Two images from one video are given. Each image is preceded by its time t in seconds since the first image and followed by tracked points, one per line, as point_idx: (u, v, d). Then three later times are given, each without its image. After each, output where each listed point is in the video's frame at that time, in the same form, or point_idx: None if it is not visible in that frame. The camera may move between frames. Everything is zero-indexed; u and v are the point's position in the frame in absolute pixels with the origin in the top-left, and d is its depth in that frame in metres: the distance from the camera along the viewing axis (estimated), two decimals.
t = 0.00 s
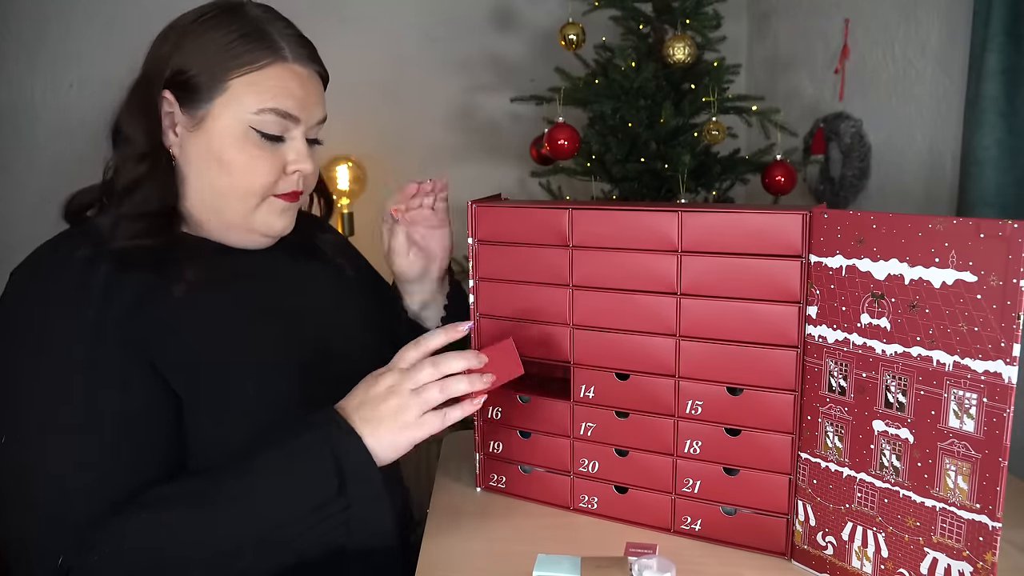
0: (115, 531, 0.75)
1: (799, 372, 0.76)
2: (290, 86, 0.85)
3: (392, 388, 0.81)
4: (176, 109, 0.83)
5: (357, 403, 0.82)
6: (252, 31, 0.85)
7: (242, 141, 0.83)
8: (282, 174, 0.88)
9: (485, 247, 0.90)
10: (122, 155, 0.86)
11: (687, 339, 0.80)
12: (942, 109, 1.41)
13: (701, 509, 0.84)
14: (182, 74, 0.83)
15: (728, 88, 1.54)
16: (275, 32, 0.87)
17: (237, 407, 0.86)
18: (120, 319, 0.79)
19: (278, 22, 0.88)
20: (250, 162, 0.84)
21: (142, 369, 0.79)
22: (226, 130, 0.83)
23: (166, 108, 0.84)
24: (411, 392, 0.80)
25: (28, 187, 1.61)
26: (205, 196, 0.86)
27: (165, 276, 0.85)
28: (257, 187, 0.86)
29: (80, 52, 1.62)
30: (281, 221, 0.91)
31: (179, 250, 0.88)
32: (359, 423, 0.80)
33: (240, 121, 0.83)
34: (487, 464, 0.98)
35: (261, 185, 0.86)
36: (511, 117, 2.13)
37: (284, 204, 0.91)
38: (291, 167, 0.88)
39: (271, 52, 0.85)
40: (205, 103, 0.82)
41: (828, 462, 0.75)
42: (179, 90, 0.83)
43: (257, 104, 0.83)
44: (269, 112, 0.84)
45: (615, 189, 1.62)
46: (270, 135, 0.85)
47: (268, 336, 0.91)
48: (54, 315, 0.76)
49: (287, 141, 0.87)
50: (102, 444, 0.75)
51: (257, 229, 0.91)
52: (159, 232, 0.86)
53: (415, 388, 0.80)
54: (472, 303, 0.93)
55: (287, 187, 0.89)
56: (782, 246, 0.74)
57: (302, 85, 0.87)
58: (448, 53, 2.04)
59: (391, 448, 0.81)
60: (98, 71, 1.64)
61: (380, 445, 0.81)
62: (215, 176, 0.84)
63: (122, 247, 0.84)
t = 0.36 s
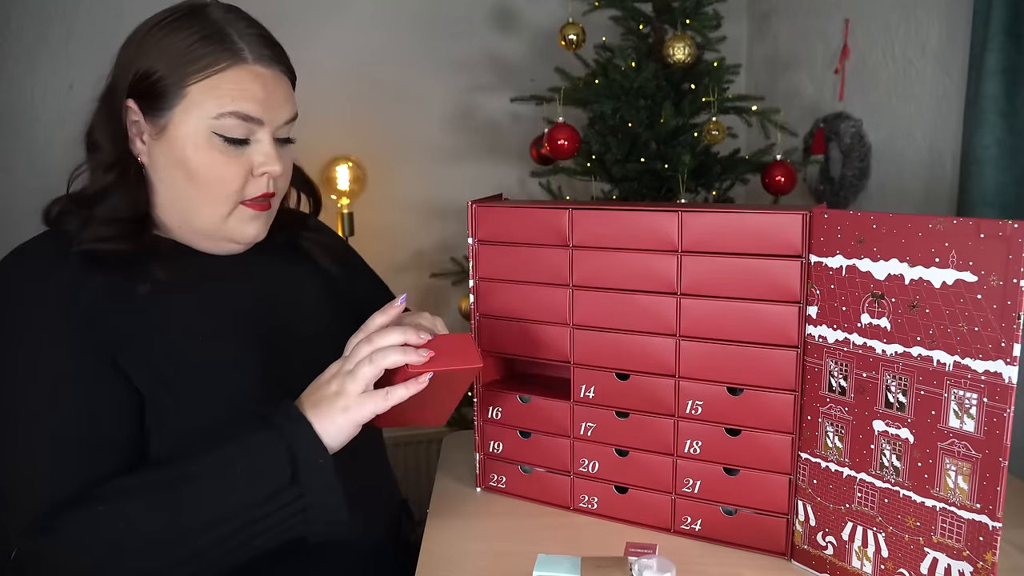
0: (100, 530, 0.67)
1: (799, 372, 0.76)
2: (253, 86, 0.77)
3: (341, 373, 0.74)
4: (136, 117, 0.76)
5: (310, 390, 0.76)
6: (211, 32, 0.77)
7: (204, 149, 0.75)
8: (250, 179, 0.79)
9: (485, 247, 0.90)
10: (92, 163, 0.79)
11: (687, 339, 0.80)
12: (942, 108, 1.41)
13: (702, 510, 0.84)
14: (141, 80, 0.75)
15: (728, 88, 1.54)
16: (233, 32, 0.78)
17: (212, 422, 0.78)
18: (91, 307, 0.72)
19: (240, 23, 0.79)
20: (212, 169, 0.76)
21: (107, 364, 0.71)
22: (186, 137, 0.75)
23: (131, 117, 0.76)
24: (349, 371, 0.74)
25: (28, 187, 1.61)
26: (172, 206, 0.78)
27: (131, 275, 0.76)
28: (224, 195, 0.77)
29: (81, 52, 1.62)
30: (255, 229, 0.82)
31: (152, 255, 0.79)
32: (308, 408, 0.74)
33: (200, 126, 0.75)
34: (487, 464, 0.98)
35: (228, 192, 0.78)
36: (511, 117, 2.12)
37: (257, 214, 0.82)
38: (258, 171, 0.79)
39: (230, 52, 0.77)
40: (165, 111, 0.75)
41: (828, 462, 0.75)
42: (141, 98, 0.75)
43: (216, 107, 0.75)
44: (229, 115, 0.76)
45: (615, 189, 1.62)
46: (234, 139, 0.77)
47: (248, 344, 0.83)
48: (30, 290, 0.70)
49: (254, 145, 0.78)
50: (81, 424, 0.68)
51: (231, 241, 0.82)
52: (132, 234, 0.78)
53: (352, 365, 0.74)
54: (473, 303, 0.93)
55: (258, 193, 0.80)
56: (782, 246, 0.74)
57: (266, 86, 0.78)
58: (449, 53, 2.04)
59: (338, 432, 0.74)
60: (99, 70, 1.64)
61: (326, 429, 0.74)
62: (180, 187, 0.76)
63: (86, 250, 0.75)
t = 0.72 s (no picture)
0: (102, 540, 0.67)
1: (799, 372, 0.76)
2: (227, 77, 0.76)
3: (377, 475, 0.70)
4: (115, 126, 0.76)
5: (334, 468, 0.71)
6: (176, 26, 0.75)
7: (187, 148, 0.74)
8: (239, 170, 0.78)
9: (485, 247, 0.90)
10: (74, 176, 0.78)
11: (687, 339, 0.80)
12: (942, 109, 1.41)
13: (702, 510, 0.84)
14: (112, 86, 0.74)
15: (728, 88, 1.54)
16: (198, 24, 0.77)
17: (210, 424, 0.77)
18: (78, 315, 0.71)
19: (200, 13, 0.78)
20: (199, 167, 0.75)
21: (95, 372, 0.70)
22: (168, 138, 0.74)
23: (108, 126, 0.76)
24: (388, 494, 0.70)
25: (28, 187, 1.62)
26: (164, 209, 0.78)
27: (123, 279, 0.76)
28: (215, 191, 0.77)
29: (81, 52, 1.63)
30: (251, 221, 0.82)
31: (145, 258, 0.78)
32: (325, 490, 0.70)
33: (181, 125, 0.74)
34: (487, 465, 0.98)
35: (220, 187, 0.77)
36: (511, 117, 2.12)
37: (251, 206, 0.81)
38: (246, 161, 0.78)
39: (199, 44, 0.75)
40: (143, 115, 0.74)
41: (828, 462, 0.75)
42: (115, 105, 0.75)
43: (193, 103, 0.74)
44: (208, 109, 0.75)
45: (615, 189, 1.62)
46: (216, 134, 0.76)
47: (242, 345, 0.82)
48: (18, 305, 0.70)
49: (237, 137, 0.78)
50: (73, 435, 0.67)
51: (231, 235, 0.82)
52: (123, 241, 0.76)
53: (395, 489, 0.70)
54: (472, 303, 0.93)
55: (249, 183, 0.80)
56: (782, 246, 0.74)
57: (240, 74, 0.77)
58: (449, 52, 2.04)
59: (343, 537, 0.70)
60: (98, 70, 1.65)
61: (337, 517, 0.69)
62: (169, 190, 0.76)
63: (78, 259, 0.74)
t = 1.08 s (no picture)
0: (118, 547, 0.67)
1: (799, 372, 0.76)
2: (235, 72, 0.76)
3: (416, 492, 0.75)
4: (122, 124, 0.76)
5: (370, 483, 0.75)
6: (181, 24, 0.76)
7: (198, 144, 0.75)
8: (248, 165, 0.79)
9: (485, 247, 0.90)
10: (73, 182, 0.77)
11: (687, 339, 0.80)
12: (942, 108, 1.41)
13: (702, 510, 0.84)
14: (117, 86, 0.74)
15: (728, 88, 1.54)
16: (202, 21, 0.77)
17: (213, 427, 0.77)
18: (81, 326, 0.71)
19: (201, 11, 0.78)
20: (210, 162, 0.75)
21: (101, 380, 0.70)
22: (178, 135, 0.74)
23: (111, 126, 0.76)
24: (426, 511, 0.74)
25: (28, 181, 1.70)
26: (172, 206, 0.78)
27: (125, 286, 0.75)
28: (224, 186, 0.77)
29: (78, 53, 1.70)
30: (258, 216, 0.82)
31: (146, 264, 0.78)
32: (361, 500, 0.73)
33: (191, 121, 0.74)
34: (487, 464, 0.98)
35: (229, 182, 0.77)
36: (511, 117, 2.12)
37: (256, 201, 0.82)
38: (255, 156, 0.79)
39: (205, 41, 0.76)
40: (152, 112, 0.74)
41: (828, 462, 0.75)
42: (120, 104, 0.75)
43: (203, 99, 0.74)
44: (218, 104, 0.75)
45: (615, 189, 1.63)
46: (226, 129, 0.76)
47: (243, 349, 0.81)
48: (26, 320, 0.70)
49: (246, 131, 0.78)
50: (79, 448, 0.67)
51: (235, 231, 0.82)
52: (125, 247, 0.76)
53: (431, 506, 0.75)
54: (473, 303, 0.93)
55: (257, 178, 0.81)
56: (782, 246, 0.74)
57: (246, 70, 0.78)
58: (449, 52, 2.04)
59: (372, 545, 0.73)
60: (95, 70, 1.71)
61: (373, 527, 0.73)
62: (179, 186, 0.76)
63: (78, 269, 0.74)
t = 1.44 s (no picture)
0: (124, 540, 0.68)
1: (799, 372, 0.76)
2: (228, 69, 0.77)
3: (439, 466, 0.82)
4: (116, 121, 0.76)
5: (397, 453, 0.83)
6: (174, 21, 0.76)
7: (191, 141, 0.75)
8: (242, 163, 0.79)
9: (485, 246, 0.90)
10: (66, 179, 0.77)
11: (687, 339, 0.80)
12: (942, 108, 1.41)
13: (702, 510, 0.84)
14: (110, 83, 0.74)
15: (728, 88, 1.54)
16: (195, 19, 0.77)
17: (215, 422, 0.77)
18: (86, 319, 0.71)
19: (194, 9, 0.78)
20: (204, 159, 0.76)
21: (113, 373, 0.70)
22: (172, 132, 0.74)
23: (106, 123, 0.76)
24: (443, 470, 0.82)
25: (28, 180, 1.71)
26: (167, 204, 0.78)
27: (125, 284, 0.75)
28: (219, 184, 0.78)
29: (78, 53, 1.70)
30: (253, 215, 0.83)
31: (144, 262, 0.78)
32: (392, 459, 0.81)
33: (185, 118, 0.74)
34: (487, 465, 0.98)
35: (224, 180, 0.78)
36: (511, 117, 2.12)
37: (253, 199, 0.82)
38: (248, 153, 0.79)
39: (198, 38, 0.76)
40: (145, 109, 0.74)
41: (828, 463, 0.75)
42: (113, 102, 0.75)
43: (197, 96, 0.74)
44: (211, 102, 0.75)
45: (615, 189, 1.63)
46: (220, 126, 0.76)
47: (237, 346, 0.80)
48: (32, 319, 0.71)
49: (240, 129, 0.79)
50: (80, 443, 0.67)
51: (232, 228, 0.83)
52: (122, 245, 0.76)
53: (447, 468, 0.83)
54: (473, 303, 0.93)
55: (251, 175, 0.81)
56: (782, 246, 0.74)
57: (239, 67, 0.78)
58: (449, 52, 2.04)
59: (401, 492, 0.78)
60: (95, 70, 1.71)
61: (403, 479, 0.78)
62: (172, 184, 0.76)
63: (76, 267, 0.74)
